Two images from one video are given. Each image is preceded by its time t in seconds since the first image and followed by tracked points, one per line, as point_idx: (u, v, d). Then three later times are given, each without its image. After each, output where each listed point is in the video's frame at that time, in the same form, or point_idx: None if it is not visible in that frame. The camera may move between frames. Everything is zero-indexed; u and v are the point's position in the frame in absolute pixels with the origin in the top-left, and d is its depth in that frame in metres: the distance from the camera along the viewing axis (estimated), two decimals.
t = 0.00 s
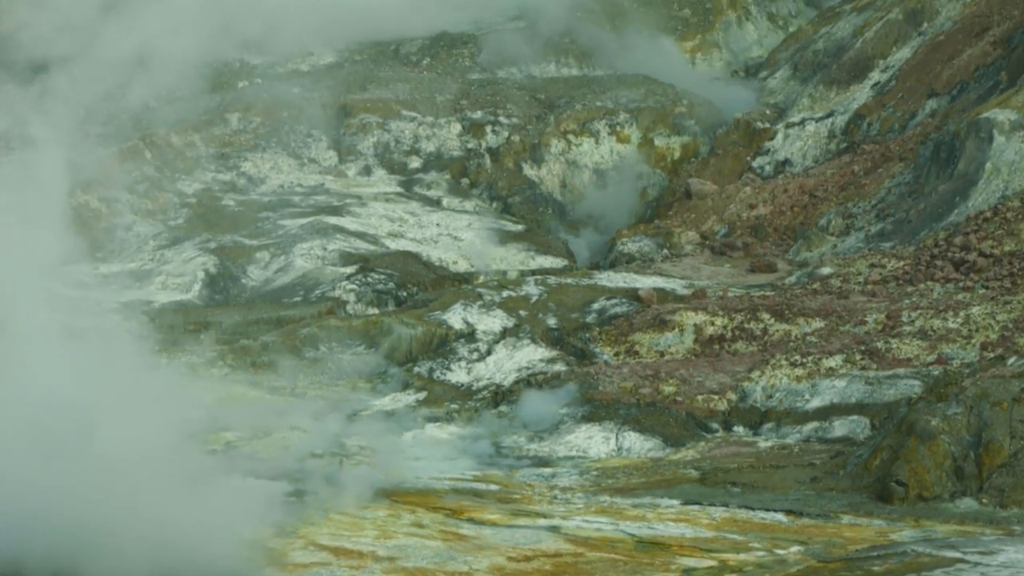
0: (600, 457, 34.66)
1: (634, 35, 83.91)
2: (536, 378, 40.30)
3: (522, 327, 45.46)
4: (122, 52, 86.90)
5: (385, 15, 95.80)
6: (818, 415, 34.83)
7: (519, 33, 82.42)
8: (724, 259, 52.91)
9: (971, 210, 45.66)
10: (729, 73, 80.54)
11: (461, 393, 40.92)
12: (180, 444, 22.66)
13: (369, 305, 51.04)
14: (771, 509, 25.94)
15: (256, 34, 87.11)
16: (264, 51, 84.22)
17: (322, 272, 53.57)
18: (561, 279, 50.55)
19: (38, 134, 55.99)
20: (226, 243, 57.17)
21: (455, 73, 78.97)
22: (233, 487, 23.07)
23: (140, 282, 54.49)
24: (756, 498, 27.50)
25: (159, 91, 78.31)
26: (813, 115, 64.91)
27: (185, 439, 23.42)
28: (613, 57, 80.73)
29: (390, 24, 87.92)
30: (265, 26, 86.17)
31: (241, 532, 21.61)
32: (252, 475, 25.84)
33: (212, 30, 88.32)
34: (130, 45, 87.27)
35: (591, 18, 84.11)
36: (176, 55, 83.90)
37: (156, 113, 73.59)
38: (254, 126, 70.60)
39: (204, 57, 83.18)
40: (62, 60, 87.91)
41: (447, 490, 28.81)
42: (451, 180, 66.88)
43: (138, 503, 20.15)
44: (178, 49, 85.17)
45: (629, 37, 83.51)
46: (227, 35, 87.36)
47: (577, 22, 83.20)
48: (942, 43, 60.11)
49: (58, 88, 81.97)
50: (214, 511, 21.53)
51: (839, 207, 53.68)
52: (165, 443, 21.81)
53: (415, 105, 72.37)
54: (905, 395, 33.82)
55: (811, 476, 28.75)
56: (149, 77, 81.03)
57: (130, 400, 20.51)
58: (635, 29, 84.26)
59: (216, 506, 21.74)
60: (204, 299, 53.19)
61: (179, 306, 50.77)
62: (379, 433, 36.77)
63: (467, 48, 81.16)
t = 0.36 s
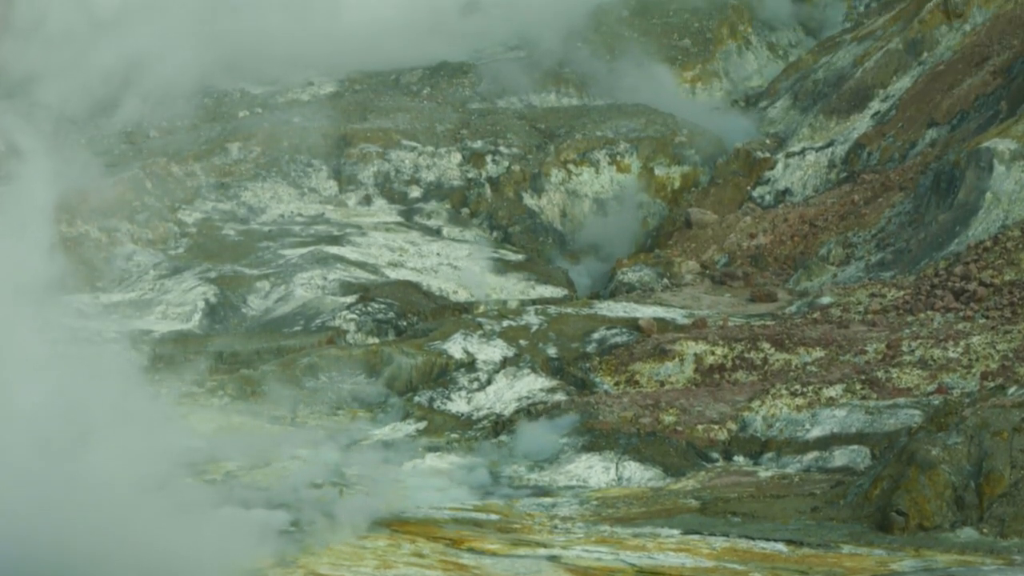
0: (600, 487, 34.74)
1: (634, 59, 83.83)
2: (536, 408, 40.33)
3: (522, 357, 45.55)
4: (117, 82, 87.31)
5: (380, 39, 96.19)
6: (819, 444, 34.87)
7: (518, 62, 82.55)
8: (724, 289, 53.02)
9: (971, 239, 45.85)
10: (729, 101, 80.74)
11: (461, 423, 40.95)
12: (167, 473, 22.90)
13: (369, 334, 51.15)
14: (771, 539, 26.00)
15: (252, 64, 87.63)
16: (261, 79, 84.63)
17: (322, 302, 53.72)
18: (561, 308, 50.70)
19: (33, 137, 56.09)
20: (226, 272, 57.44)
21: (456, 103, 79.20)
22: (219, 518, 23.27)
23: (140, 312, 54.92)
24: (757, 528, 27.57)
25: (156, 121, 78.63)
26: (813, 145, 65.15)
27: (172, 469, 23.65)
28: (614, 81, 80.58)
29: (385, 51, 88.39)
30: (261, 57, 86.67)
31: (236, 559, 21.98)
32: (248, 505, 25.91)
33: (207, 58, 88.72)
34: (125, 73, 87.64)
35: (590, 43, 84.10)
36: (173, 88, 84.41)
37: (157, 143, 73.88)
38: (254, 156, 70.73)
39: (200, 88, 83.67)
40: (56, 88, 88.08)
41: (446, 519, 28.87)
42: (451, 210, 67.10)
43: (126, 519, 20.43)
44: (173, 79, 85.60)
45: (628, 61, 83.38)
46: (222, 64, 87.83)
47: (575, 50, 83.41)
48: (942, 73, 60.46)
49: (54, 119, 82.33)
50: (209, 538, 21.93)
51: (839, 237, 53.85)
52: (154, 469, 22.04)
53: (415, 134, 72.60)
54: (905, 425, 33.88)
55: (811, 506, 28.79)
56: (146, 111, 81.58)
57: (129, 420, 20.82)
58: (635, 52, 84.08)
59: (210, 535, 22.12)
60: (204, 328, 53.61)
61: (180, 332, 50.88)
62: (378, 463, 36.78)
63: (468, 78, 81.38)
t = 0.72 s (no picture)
0: (600, 517, 34.83)
1: (634, 89, 83.96)
2: (536, 438, 40.42)
3: (522, 387, 45.65)
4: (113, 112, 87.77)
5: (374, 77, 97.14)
6: (819, 474, 34.94)
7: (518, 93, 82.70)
8: (724, 319, 53.10)
9: (971, 269, 46.08)
10: (729, 132, 80.92)
11: (461, 453, 41.01)
12: (161, 503, 23.06)
13: (370, 364, 51.29)
14: (771, 569, 26.08)
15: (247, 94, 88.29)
16: (258, 108, 85.13)
17: (322, 332, 53.87)
18: (562, 339, 50.87)
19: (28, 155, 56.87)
20: (226, 302, 57.60)
21: (456, 134, 79.43)
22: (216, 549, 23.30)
23: (140, 341, 55.10)
24: (757, 558, 27.67)
25: (157, 152, 79.04)
26: (813, 175, 65.41)
27: (166, 502, 23.86)
28: (614, 114, 81.36)
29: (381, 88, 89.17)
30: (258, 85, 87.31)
31: None
32: (245, 537, 26.07)
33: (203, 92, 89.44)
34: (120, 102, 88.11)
35: (589, 72, 84.30)
36: (168, 113, 84.87)
37: (159, 174, 74.20)
38: (254, 186, 70.82)
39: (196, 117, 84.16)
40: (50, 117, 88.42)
41: (444, 549, 29.05)
42: (451, 240, 67.32)
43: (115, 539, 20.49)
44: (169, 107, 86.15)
45: (628, 91, 83.77)
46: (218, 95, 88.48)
47: (575, 81, 83.85)
48: (942, 103, 60.80)
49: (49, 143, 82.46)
50: (201, 567, 22.14)
51: (839, 267, 54.05)
52: (148, 499, 22.24)
53: (416, 165, 72.93)
54: (905, 455, 33.98)
55: (811, 536, 28.85)
56: (142, 138, 81.92)
57: (129, 442, 21.08)
58: (634, 81, 84.21)
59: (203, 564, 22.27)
60: (203, 358, 53.83)
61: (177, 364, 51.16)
62: (378, 494, 36.85)
63: (468, 108, 81.62)
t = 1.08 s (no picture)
0: (601, 547, 34.88)
1: (634, 119, 84.44)
2: (537, 468, 40.53)
3: (522, 418, 45.72)
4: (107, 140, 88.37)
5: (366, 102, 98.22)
6: (819, 505, 35.05)
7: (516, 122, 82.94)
8: (724, 349, 53.35)
9: (972, 300, 46.37)
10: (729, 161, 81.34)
11: (461, 483, 41.10)
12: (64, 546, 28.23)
13: (369, 395, 51.45)
14: None
15: (242, 123, 89.26)
16: (259, 140, 85.74)
17: (322, 362, 54.01)
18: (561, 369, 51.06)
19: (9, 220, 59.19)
20: (226, 332, 57.75)
21: (456, 164, 79.72)
22: (134, 563, 29.49)
23: (140, 372, 55.26)
24: None
25: (159, 182, 79.46)
26: (813, 206, 65.67)
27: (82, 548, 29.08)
28: (613, 145, 81.94)
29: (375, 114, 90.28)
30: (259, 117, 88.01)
31: None
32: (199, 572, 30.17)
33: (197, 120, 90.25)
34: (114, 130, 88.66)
35: (588, 102, 84.65)
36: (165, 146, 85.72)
37: (159, 204, 74.45)
38: (254, 216, 70.93)
39: (196, 149, 84.78)
40: (46, 146, 88.82)
41: None
42: (451, 271, 67.55)
43: (80, 552, 29.21)
44: (165, 138, 86.93)
45: (628, 120, 84.24)
46: (217, 125, 89.10)
47: (575, 111, 84.29)
48: (943, 133, 61.09)
49: (47, 176, 82.94)
50: None
51: (839, 297, 54.35)
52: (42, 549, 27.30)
53: (415, 195, 73.29)
54: (905, 485, 34.13)
55: (811, 567, 28.98)
56: (143, 168, 82.47)
57: None
58: (634, 110, 84.69)
59: None
60: (204, 389, 54.11)
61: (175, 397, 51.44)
62: (377, 524, 36.97)
63: (467, 137, 81.52)
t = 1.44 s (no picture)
0: None
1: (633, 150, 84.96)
2: (537, 500, 40.64)
3: (522, 449, 45.86)
4: (106, 174, 88.97)
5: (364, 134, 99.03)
6: (819, 536, 35.16)
7: (515, 154, 83.43)
8: (724, 380, 53.42)
9: (972, 330, 46.74)
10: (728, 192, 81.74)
11: (461, 514, 41.15)
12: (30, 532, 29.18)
13: (369, 426, 51.66)
14: None
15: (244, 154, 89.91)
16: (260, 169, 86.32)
17: (322, 394, 54.18)
18: (562, 400, 51.20)
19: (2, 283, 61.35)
20: (226, 363, 57.96)
21: (456, 196, 80.17)
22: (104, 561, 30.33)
23: (141, 403, 55.24)
24: None
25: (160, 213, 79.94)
26: (813, 237, 65.95)
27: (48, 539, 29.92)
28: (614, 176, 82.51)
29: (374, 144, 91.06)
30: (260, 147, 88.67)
31: None
32: None
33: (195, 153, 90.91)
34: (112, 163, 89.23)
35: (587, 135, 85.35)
36: (164, 178, 86.39)
37: (160, 235, 74.76)
38: (254, 247, 71.21)
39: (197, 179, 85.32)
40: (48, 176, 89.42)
41: None
42: (451, 301, 67.75)
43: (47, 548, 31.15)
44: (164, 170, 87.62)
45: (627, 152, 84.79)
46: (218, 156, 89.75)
47: (574, 144, 84.85)
48: (942, 164, 61.46)
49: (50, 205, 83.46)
50: None
51: (839, 328, 54.55)
52: None
53: (415, 226, 73.68)
54: (905, 517, 34.29)
55: None
56: (145, 198, 82.97)
57: None
58: (634, 141, 85.18)
59: None
60: (204, 420, 54.03)
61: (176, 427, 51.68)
62: (376, 555, 37.01)
63: (468, 170, 82.65)
